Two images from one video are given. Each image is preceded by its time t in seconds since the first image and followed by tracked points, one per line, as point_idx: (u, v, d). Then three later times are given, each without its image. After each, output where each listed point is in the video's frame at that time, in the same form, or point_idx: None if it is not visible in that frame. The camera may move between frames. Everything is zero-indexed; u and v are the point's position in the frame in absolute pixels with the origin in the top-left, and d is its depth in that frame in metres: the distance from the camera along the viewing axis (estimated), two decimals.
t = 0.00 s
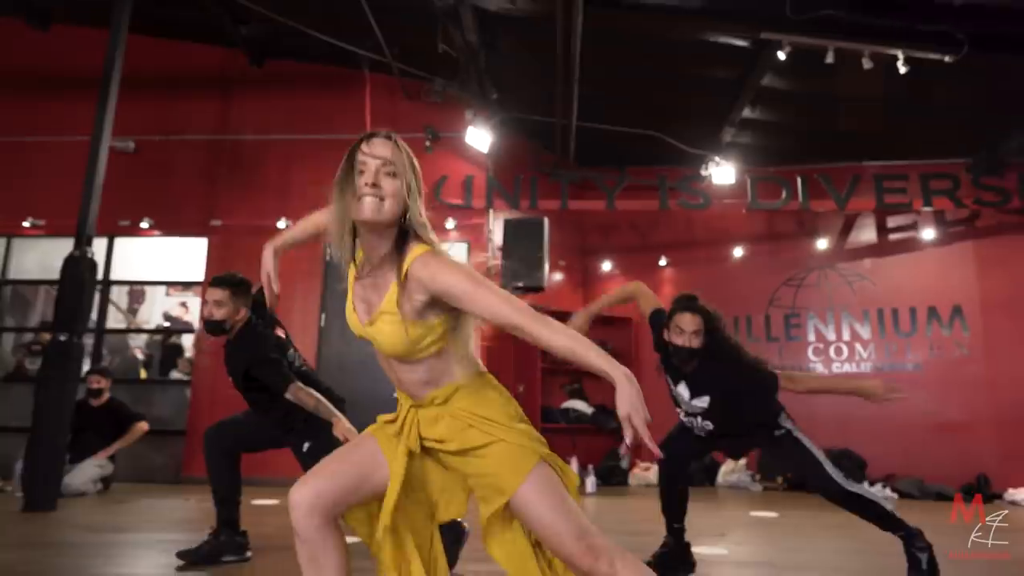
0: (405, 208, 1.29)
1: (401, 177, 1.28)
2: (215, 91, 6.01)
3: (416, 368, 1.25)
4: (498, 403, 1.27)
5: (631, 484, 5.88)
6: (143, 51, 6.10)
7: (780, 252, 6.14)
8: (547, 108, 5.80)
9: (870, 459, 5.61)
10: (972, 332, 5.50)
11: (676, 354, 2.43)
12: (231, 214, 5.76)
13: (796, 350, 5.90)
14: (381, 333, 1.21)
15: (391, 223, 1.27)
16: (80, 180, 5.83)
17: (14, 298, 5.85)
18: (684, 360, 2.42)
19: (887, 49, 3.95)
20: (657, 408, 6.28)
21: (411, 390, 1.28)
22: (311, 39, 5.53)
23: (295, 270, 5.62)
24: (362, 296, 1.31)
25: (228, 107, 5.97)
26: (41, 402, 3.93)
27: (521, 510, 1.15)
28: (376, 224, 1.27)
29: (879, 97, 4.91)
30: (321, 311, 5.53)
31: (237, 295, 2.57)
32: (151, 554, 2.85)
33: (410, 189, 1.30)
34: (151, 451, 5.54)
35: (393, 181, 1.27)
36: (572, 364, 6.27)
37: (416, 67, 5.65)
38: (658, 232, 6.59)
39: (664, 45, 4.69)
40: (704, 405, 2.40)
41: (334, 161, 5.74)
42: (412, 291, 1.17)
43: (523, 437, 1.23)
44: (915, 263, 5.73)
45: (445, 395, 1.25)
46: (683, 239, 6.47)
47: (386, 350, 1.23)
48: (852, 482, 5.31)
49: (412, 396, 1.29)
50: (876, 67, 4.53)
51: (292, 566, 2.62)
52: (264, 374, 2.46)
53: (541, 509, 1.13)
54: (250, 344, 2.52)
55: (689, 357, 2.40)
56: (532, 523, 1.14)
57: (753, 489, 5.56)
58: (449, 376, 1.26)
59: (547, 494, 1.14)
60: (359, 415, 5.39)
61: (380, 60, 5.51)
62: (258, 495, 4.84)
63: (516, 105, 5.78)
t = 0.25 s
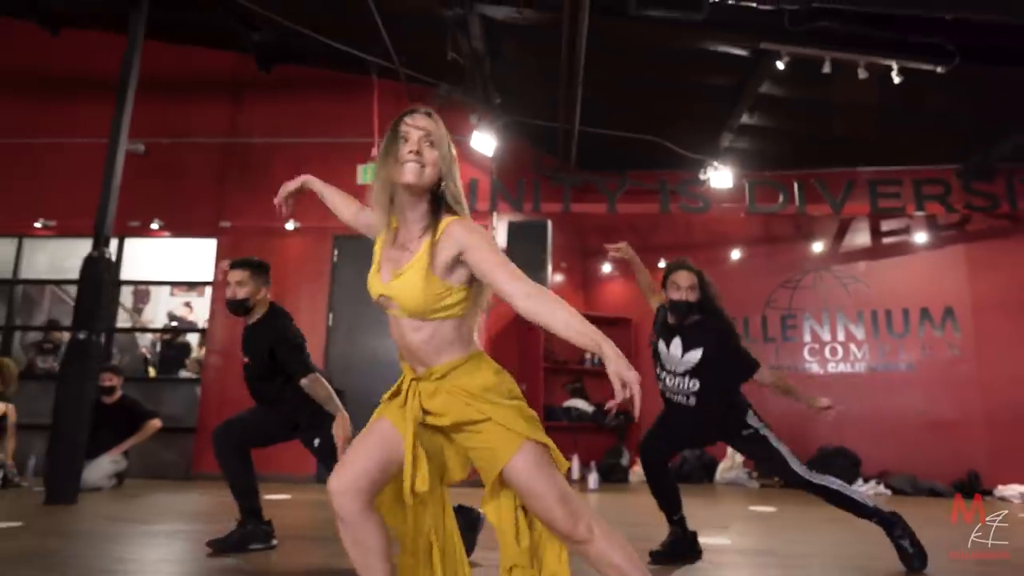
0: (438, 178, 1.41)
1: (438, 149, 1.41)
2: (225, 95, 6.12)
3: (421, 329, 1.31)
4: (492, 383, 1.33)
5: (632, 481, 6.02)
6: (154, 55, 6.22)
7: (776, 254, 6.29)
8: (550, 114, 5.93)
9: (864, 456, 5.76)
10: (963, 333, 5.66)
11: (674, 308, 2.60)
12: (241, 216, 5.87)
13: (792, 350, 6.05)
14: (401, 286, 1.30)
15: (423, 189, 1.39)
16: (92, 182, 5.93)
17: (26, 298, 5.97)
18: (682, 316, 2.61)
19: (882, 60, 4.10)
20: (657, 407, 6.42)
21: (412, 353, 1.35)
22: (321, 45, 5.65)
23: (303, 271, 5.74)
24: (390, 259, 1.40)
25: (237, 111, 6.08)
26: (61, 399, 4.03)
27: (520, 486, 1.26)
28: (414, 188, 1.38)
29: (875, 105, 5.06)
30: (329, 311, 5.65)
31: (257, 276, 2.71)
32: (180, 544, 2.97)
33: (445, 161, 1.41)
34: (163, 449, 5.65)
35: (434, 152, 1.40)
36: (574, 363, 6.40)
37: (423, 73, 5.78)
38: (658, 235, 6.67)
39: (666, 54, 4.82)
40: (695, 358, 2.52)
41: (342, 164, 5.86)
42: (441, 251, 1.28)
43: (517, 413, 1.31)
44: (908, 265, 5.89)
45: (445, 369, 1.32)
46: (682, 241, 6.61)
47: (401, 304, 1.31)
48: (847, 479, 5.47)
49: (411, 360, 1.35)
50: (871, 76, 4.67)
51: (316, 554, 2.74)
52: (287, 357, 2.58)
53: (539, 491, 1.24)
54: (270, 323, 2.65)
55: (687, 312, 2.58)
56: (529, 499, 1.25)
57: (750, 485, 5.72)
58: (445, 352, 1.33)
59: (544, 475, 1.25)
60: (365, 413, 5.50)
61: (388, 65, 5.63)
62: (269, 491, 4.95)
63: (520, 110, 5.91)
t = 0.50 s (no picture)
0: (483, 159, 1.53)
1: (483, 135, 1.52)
2: (238, 97, 6.25)
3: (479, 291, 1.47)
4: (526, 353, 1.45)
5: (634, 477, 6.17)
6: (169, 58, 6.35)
7: (776, 256, 6.40)
8: (556, 118, 6.09)
9: (861, 452, 5.92)
10: (956, 332, 5.84)
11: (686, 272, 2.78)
12: (253, 216, 6.00)
13: (791, 349, 6.20)
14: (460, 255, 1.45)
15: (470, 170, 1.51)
16: (108, 182, 6.06)
17: (42, 295, 6.09)
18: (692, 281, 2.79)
19: (882, 68, 4.26)
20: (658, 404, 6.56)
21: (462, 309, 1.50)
22: (334, 49, 5.79)
23: (315, 270, 5.87)
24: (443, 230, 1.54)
25: (250, 113, 6.21)
26: (87, 393, 4.15)
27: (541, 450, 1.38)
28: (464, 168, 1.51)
29: (873, 112, 5.22)
30: (341, 309, 5.79)
31: (287, 250, 2.76)
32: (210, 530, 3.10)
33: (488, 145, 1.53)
34: (177, 443, 5.77)
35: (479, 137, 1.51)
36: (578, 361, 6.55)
37: (434, 78, 5.93)
38: (659, 237, 6.85)
39: (671, 62, 4.98)
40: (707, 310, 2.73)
41: (353, 166, 6.00)
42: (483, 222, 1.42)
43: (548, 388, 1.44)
44: (904, 267, 6.07)
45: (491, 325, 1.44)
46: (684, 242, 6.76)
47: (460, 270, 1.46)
48: (844, 474, 5.63)
49: (462, 317, 1.49)
50: (870, 84, 4.84)
51: (343, 539, 2.88)
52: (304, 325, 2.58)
53: (557, 456, 1.37)
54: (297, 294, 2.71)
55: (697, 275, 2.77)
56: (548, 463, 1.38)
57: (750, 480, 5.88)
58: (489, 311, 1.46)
59: (564, 442, 1.39)
60: (374, 409, 5.63)
61: (399, 70, 5.78)
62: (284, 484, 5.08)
63: (528, 114, 6.06)
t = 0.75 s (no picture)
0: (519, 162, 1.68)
1: (520, 140, 1.66)
2: (242, 99, 6.36)
3: (486, 277, 1.61)
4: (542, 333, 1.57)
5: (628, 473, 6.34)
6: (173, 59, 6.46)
7: (766, 258, 6.58)
8: (556, 122, 6.24)
9: (847, 449, 6.12)
10: (938, 334, 6.08)
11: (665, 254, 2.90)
12: (257, 216, 6.11)
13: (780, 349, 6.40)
14: (475, 244, 1.60)
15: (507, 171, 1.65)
16: (115, 181, 6.17)
17: (48, 292, 6.18)
18: (672, 263, 2.91)
19: (869, 80, 4.46)
20: (651, 403, 6.74)
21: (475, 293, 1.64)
22: (338, 53, 5.91)
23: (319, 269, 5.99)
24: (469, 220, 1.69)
25: (254, 114, 6.32)
26: (101, 388, 4.26)
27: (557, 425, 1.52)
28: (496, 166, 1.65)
29: (860, 122, 5.43)
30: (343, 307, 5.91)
31: (295, 234, 2.85)
32: (233, 520, 3.23)
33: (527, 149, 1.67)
34: (181, 438, 5.86)
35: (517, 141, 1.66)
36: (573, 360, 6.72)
37: (436, 82, 6.08)
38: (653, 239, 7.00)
39: (668, 71, 5.15)
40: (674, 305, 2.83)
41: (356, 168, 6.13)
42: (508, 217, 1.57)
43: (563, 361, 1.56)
44: (889, 270, 6.29)
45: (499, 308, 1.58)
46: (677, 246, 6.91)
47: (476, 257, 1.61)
48: (831, 470, 5.84)
49: (474, 301, 1.65)
50: (858, 95, 5.04)
51: (360, 527, 3.01)
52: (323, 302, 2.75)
53: (572, 433, 1.50)
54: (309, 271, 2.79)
55: (677, 259, 2.89)
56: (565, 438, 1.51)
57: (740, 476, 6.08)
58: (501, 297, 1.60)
59: (580, 421, 1.52)
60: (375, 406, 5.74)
61: (403, 74, 5.92)
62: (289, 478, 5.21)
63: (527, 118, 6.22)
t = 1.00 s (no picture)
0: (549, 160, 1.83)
1: (549, 140, 1.81)
2: (246, 100, 6.45)
3: (529, 263, 1.72)
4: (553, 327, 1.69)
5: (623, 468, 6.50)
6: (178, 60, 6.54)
7: (758, 259, 6.77)
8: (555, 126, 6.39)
9: (835, 445, 6.31)
10: (923, 333, 6.28)
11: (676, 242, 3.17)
12: (261, 216, 6.21)
13: (771, 347, 6.58)
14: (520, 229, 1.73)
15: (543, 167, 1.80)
16: (120, 180, 6.25)
17: (52, 290, 6.25)
18: (682, 251, 3.18)
19: (859, 88, 4.64)
20: (646, 400, 6.90)
21: (510, 283, 1.75)
22: (342, 56, 6.03)
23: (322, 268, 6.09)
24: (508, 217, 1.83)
25: (257, 115, 6.42)
26: (114, 384, 4.36)
27: (564, 416, 1.66)
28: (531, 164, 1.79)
29: (850, 127, 5.61)
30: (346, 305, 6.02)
31: (322, 211, 3.03)
32: (251, 509, 3.34)
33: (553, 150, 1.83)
34: (185, 434, 5.95)
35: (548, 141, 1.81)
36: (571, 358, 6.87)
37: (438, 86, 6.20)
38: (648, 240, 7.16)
39: (666, 76, 5.31)
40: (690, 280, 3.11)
41: (359, 169, 6.25)
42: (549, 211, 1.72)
43: (571, 355, 1.69)
44: (876, 271, 6.48)
45: (531, 297, 1.71)
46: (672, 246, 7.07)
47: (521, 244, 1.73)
48: (820, 465, 6.03)
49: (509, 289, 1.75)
50: (848, 102, 5.22)
51: (375, 515, 3.14)
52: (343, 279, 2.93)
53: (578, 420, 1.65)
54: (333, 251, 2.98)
55: (687, 246, 3.16)
56: (572, 428, 1.66)
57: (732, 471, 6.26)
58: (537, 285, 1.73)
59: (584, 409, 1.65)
60: (377, 403, 5.86)
61: (406, 77, 6.05)
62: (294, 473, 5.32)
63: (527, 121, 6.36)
